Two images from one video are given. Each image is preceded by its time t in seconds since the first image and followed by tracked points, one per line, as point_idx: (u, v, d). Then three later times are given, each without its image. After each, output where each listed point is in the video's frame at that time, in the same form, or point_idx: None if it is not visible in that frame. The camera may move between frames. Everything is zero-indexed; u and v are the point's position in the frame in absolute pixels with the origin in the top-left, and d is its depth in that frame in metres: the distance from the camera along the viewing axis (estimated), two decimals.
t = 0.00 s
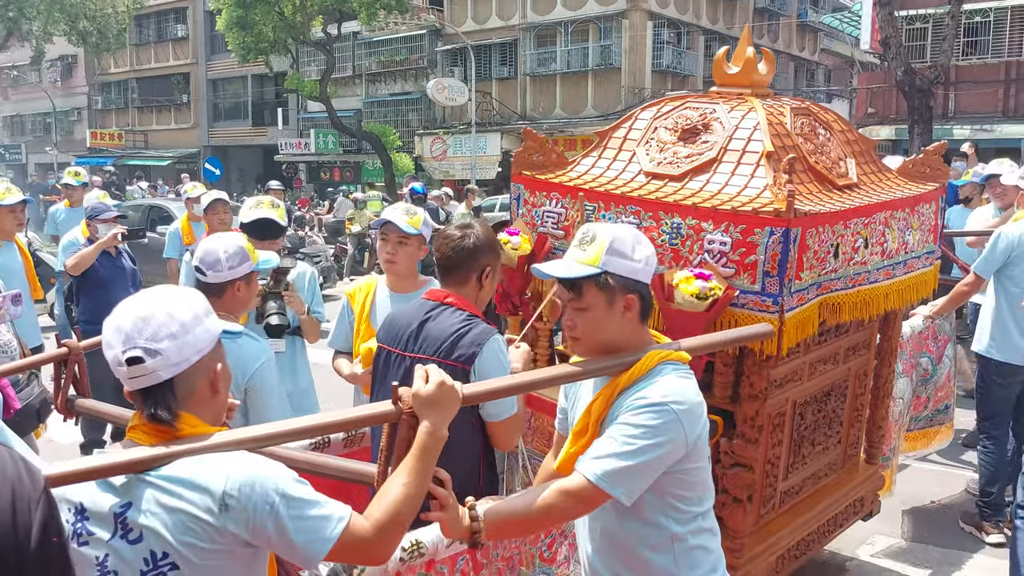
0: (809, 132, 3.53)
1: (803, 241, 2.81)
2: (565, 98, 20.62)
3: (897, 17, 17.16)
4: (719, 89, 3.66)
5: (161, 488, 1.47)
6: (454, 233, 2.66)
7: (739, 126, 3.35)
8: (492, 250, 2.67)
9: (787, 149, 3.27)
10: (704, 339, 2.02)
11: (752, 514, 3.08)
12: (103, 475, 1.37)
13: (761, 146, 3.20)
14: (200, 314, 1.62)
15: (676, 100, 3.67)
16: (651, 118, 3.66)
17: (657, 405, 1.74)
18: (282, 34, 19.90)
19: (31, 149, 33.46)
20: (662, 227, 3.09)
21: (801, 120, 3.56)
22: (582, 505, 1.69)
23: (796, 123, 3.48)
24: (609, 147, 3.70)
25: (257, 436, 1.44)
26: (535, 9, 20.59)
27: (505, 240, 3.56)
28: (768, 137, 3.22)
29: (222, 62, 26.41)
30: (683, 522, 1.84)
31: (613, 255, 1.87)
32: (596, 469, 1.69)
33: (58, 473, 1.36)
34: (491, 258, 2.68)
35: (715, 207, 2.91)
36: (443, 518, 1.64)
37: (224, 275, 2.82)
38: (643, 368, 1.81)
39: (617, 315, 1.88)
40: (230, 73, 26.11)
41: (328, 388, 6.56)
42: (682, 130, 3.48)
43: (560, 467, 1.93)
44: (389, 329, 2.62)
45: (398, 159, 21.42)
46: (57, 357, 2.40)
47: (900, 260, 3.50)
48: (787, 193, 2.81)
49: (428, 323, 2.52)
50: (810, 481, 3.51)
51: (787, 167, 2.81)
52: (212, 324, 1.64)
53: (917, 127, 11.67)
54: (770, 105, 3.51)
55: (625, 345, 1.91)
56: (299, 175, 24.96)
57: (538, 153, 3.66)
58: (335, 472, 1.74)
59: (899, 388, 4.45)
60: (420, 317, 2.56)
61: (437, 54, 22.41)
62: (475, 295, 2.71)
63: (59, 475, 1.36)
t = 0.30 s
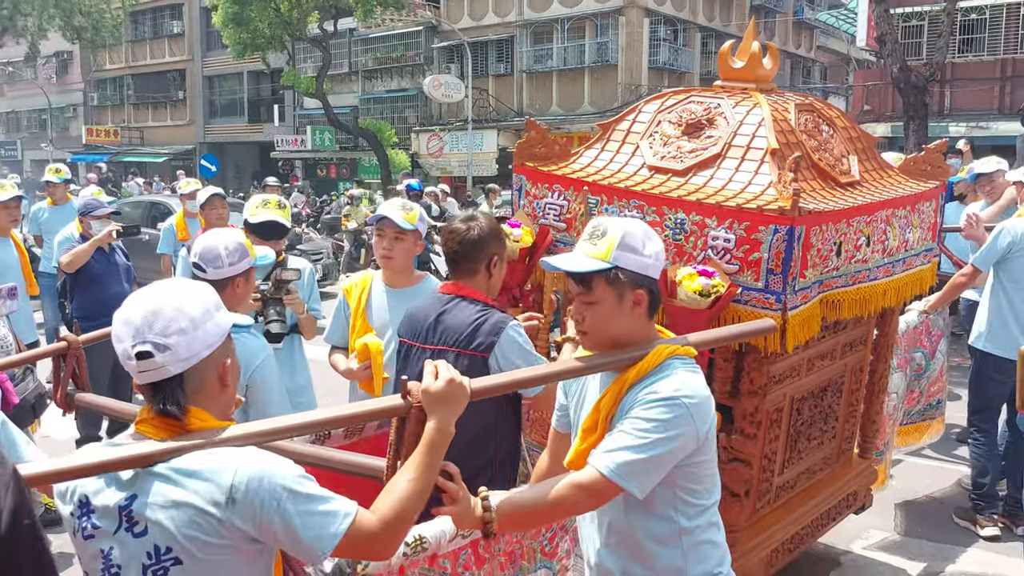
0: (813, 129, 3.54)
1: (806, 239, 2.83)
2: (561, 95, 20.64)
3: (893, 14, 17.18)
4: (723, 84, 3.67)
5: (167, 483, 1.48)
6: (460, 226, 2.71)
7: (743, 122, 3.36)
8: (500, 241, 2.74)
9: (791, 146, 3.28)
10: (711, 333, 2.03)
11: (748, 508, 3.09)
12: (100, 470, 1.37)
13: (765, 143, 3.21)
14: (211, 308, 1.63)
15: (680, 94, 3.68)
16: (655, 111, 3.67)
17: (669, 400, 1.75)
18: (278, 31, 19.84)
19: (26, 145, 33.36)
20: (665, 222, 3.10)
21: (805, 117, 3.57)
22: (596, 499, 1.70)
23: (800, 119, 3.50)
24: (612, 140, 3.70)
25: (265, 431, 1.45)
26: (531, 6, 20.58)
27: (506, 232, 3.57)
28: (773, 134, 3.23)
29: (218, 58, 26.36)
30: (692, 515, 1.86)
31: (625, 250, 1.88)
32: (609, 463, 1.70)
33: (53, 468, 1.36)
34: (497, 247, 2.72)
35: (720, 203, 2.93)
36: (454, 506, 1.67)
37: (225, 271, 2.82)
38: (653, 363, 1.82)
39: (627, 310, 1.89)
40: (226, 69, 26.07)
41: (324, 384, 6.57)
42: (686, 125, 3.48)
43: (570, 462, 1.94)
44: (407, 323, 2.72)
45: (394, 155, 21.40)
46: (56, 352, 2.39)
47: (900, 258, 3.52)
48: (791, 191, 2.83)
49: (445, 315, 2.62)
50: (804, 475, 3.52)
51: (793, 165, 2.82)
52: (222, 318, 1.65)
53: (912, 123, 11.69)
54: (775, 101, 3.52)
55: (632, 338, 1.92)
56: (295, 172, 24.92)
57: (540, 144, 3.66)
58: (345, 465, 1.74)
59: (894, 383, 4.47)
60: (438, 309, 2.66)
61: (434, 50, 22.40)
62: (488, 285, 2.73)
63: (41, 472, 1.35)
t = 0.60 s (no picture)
0: (813, 128, 3.54)
1: (804, 241, 2.83)
2: (560, 91, 20.63)
3: (891, 10, 17.18)
4: (724, 82, 3.66)
5: (167, 472, 1.49)
6: (476, 212, 2.93)
7: (744, 121, 3.36)
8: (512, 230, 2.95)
9: (790, 146, 3.28)
10: (702, 328, 2.04)
11: (742, 503, 3.11)
12: (101, 462, 1.37)
13: (765, 143, 3.21)
14: (203, 303, 1.63)
15: (681, 91, 3.67)
16: (656, 108, 3.66)
17: (662, 391, 1.76)
18: (275, 27, 19.82)
19: (23, 142, 33.30)
20: (664, 221, 3.09)
21: (805, 116, 3.57)
22: (590, 490, 1.70)
23: (800, 119, 3.49)
24: (612, 136, 3.69)
25: (263, 423, 1.45)
26: (529, 2, 20.56)
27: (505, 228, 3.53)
28: (773, 134, 3.23)
29: (216, 55, 26.33)
30: (689, 506, 1.86)
31: (614, 247, 1.88)
32: (604, 454, 1.71)
33: (55, 459, 1.35)
34: (512, 232, 2.96)
35: (718, 203, 2.93)
36: (451, 498, 1.66)
37: (226, 266, 2.82)
38: (645, 356, 1.82)
39: (616, 307, 1.89)
40: (224, 66, 26.04)
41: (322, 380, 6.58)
42: (687, 123, 3.48)
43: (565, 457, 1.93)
44: (431, 310, 2.95)
45: (392, 152, 21.37)
46: (60, 347, 2.45)
47: (899, 258, 3.52)
48: (790, 192, 2.83)
49: (463, 299, 2.84)
50: (798, 471, 3.53)
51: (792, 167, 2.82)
52: (215, 312, 1.66)
53: (910, 120, 11.68)
54: (775, 100, 3.52)
55: (625, 335, 1.91)
56: (293, 169, 24.86)
57: (541, 139, 3.64)
58: (345, 459, 1.74)
59: (889, 379, 4.48)
60: (456, 293, 2.88)
61: (432, 47, 22.39)
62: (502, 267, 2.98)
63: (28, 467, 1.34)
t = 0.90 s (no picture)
0: (809, 122, 3.55)
1: (799, 233, 2.84)
2: (557, 87, 20.65)
3: (888, 7, 17.19)
4: (720, 76, 3.67)
5: (167, 456, 1.50)
6: (494, 201, 3.04)
7: (740, 115, 3.37)
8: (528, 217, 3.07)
9: (785, 140, 3.29)
10: (691, 316, 2.05)
11: (736, 495, 3.13)
12: (102, 448, 1.37)
13: (761, 137, 3.22)
14: (202, 289, 1.64)
15: (678, 85, 3.69)
16: (653, 102, 3.67)
17: (652, 373, 1.77)
18: (272, 23, 19.83)
19: (20, 137, 33.22)
20: (660, 214, 3.09)
21: (801, 110, 3.57)
22: (580, 471, 1.72)
23: (796, 113, 3.50)
24: (609, 130, 3.69)
25: (263, 408, 1.46)
26: None
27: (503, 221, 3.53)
28: (768, 127, 3.24)
29: (213, 50, 26.28)
30: (681, 488, 1.88)
31: (597, 236, 1.88)
32: (595, 436, 1.72)
33: (58, 445, 1.35)
34: (527, 223, 3.07)
35: (713, 196, 2.93)
36: (444, 481, 1.67)
37: (226, 255, 2.83)
38: (635, 342, 1.83)
39: (599, 295, 1.89)
40: (221, 61, 26.00)
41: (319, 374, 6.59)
42: (683, 117, 3.49)
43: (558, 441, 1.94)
44: (443, 298, 3.04)
45: (389, 148, 21.33)
46: (59, 338, 2.45)
47: (893, 251, 3.53)
48: (784, 185, 2.84)
49: (477, 284, 2.91)
50: (792, 463, 3.55)
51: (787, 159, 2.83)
52: (212, 298, 1.66)
53: (905, 116, 11.70)
54: (771, 93, 3.53)
55: (616, 322, 1.92)
56: (290, 165, 24.83)
57: (538, 133, 3.64)
58: (340, 444, 1.75)
59: (885, 373, 4.49)
60: (470, 279, 2.96)
61: (429, 43, 22.37)
62: (516, 256, 3.09)
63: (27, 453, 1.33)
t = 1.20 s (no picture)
0: (808, 117, 3.58)
1: (798, 226, 2.87)
2: (559, 84, 20.66)
3: (891, 7, 17.18)
4: (721, 70, 3.70)
5: (169, 439, 1.53)
6: (508, 195, 3.08)
7: (739, 109, 3.39)
8: (542, 211, 3.10)
9: (785, 134, 3.31)
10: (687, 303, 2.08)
11: (735, 487, 3.16)
12: (108, 431, 1.40)
13: (760, 131, 3.25)
14: (205, 277, 1.67)
15: (678, 79, 3.71)
16: (654, 96, 3.69)
17: (647, 363, 1.80)
18: (275, 18, 19.82)
19: (22, 130, 33.20)
20: (660, 207, 3.12)
21: (801, 104, 3.60)
22: (573, 454, 1.75)
23: (795, 107, 3.53)
24: (610, 124, 3.71)
25: (265, 393, 1.49)
26: None
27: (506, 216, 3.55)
28: (768, 122, 3.27)
29: (216, 45, 26.28)
30: (675, 472, 1.91)
31: (587, 227, 1.90)
32: (589, 420, 1.75)
33: (64, 428, 1.37)
34: (541, 216, 3.10)
35: (713, 189, 2.96)
36: (442, 464, 1.69)
37: (240, 244, 2.89)
38: (631, 331, 1.86)
39: (588, 284, 1.92)
40: (223, 55, 26.00)
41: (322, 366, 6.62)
42: (683, 111, 3.52)
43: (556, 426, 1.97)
44: (457, 289, 3.10)
45: (391, 143, 21.33)
46: (64, 326, 2.48)
47: (892, 246, 3.56)
48: (782, 178, 2.87)
49: (493, 276, 2.97)
50: (792, 456, 3.58)
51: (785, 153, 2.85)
52: (215, 286, 1.69)
53: (907, 115, 11.72)
54: (771, 88, 3.55)
55: (612, 311, 1.94)
56: (292, 160, 24.83)
57: (539, 127, 3.66)
58: (340, 429, 1.78)
59: (886, 369, 4.52)
60: (483, 273, 3.02)
61: (432, 39, 22.36)
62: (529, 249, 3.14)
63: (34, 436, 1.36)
